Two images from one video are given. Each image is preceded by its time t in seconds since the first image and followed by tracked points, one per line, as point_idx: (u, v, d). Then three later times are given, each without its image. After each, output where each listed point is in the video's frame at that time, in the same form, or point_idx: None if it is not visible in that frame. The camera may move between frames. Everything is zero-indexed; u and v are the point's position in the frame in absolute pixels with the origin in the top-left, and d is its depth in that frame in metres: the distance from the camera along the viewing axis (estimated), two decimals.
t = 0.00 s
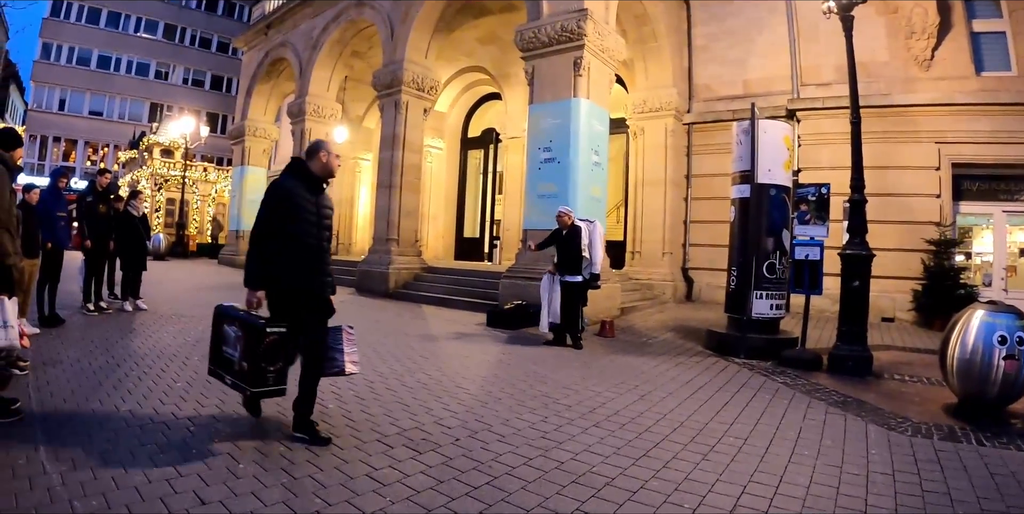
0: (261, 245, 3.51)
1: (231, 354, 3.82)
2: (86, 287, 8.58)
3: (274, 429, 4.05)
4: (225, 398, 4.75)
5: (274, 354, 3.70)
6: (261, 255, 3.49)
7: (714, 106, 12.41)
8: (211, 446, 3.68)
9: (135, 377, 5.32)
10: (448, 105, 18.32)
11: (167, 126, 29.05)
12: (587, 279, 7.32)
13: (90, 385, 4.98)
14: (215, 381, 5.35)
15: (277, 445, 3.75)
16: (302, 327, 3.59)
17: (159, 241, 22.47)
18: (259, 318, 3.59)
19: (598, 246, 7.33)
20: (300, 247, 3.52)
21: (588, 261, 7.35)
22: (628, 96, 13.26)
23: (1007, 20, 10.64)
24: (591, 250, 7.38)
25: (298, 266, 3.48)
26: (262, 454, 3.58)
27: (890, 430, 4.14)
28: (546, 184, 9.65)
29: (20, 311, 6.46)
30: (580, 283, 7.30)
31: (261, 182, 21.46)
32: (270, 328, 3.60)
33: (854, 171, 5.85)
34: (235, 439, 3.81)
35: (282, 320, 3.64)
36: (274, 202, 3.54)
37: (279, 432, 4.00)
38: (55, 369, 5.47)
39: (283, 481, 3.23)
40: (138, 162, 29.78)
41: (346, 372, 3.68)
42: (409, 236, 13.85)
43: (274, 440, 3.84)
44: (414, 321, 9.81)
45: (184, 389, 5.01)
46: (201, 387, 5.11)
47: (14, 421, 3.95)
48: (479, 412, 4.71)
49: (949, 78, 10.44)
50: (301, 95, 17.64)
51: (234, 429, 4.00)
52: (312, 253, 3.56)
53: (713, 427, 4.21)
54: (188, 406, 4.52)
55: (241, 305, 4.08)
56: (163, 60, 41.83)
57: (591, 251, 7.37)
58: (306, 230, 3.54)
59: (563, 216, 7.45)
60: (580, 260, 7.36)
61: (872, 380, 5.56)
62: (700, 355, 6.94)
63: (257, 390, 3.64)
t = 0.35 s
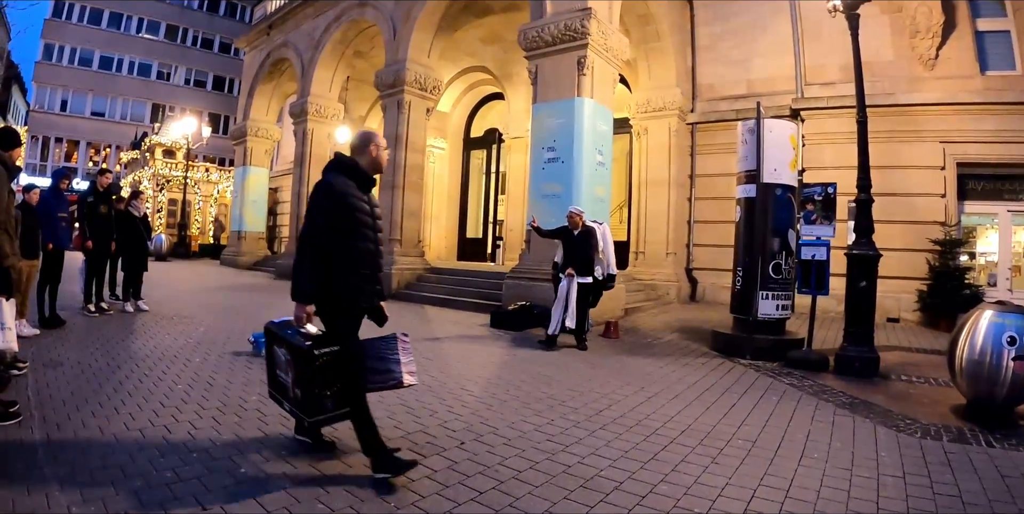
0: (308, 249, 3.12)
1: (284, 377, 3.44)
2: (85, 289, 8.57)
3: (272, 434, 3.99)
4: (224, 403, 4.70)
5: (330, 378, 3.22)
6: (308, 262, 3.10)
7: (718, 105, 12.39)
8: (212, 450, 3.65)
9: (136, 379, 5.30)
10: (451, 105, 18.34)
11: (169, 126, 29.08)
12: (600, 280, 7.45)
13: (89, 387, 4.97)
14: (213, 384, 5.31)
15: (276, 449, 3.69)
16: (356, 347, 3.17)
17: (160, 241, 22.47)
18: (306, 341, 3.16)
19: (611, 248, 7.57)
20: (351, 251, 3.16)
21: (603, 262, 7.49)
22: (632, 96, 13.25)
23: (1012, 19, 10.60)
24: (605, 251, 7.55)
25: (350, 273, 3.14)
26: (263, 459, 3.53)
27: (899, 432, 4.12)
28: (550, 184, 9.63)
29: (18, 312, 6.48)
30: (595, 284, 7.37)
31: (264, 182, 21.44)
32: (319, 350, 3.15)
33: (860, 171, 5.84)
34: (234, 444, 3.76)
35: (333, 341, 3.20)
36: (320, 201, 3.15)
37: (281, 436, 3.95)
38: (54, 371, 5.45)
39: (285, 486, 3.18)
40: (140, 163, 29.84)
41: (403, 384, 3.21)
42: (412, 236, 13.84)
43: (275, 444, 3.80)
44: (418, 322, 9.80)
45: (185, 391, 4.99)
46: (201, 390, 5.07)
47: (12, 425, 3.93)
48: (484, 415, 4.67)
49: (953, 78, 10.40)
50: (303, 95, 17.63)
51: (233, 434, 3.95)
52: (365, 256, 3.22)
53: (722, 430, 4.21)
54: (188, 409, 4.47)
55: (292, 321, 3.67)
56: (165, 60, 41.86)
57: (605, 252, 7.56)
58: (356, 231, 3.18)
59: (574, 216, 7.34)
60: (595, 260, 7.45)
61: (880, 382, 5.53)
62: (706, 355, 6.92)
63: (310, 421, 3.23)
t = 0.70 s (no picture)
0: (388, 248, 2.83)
1: (355, 404, 2.91)
2: (92, 290, 8.68)
3: (279, 443, 3.96)
4: (230, 410, 4.68)
5: (425, 398, 2.83)
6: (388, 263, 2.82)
7: (728, 106, 12.37)
8: (215, 458, 3.62)
9: (142, 384, 5.32)
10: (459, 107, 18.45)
11: (178, 129, 29.30)
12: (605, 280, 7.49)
13: (96, 391, 5.01)
14: (221, 389, 5.32)
15: (281, 459, 3.66)
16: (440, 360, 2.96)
17: (168, 244, 22.64)
18: (403, 358, 2.72)
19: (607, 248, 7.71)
20: (430, 253, 2.90)
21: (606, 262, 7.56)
22: (641, 97, 13.25)
23: None
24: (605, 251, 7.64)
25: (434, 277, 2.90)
26: (269, 468, 3.50)
27: (916, 438, 4.12)
28: (560, 186, 9.63)
29: (23, 314, 6.59)
30: (603, 284, 7.43)
31: (271, 184, 21.54)
32: (417, 367, 2.73)
33: (875, 173, 5.82)
34: (240, 453, 3.74)
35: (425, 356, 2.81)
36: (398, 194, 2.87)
37: (288, 445, 3.92)
38: (61, 375, 5.49)
39: (291, 497, 3.12)
40: (148, 165, 30.07)
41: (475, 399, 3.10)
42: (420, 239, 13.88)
43: (282, 453, 3.76)
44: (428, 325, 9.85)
45: (190, 397, 4.99)
46: (209, 396, 5.06)
47: (13, 430, 3.95)
48: (496, 421, 4.64)
49: (965, 78, 10.34)
50: (311, 97, 17.70)
51: (240, 443, 3.92)
52: (442, 260, 2.94)
53: (737, 436, 4.22)
54: (194, 417, 4.45)
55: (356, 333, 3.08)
56: (173, 63, 42.14)
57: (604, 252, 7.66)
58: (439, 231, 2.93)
59: (580, 220, 7.33)
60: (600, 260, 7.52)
61: (895, 386, 5.52)
62: (718, 359, 6.92)
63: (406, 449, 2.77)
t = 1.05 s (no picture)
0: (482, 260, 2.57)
1: (458, 444, 2.62)
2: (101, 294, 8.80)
3: (288, 449, 3.87)
4: (239, 414, 4.60)
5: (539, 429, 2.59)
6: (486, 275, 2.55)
7: (738, 108, 12.38)
8: (225, 465, 3.54)
9: (151, 388, 5.30)
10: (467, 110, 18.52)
11: (187, 133, 29.57)
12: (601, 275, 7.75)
13: (106, 394, 5.02)
14: (230, 392, 5.27)
15: (291, 467, 3.56)
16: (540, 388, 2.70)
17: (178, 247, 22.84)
18: (524, 387, 2.46)
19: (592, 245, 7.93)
20: (538, 273, 2.54)
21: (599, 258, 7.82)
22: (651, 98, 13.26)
23: None
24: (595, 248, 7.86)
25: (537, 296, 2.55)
26: (279, 475, 3.43)
27: (933, 443, 4.13)
28: (570, 189, 9.65)
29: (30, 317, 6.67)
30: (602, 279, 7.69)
31: (281, 188, 21.70)
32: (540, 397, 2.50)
33: (890, 174, 5.82)
34: (249, 459, 3.66)
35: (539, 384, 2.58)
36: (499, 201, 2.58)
37: (298, 451, 3.83)
38: (69, 380, 5.50)
39: (300, 505, 3.04)
40: (158, 168, 30.36)
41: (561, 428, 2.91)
42: (430, 242, 13.95)
43: (292, 460, 3.68)
44: (440, 328, 9.91)
45: (199, 402, 4.93)
46: (218, 400, 5.00)
47: (19, 436, 3.95)
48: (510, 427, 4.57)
49: (977, 77, 10.29)
50: (320, 101, 17.82)
51: (247, 449, 3.83)
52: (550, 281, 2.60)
53: (753, 442, 4.24)
54: (201, 421, 4.38)
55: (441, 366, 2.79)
56: (182, 67, 42.49)
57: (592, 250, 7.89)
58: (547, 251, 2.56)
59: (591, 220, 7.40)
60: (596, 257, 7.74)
61: (911, 390, 5.52)
62: (732, 363, 6.93)
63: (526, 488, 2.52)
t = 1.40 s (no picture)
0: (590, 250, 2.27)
1: (575, 467, 2.05)
2: (110, 293, 8.93)
3: (301, 451, 3.89)
4: (250, 417, 4.63)
5: (666, 456, 2.03)
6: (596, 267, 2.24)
7: (748, 109, 12.37)
8: (236, 468, 3.56)
9: (161, 390, 5.36)
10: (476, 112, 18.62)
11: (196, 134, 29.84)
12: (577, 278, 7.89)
13: (117, 396, 5.08)
14: (241, 394, 5.30)
15: (303, 469, 3.58)
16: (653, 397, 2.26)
17: (187, 247, 23.02)
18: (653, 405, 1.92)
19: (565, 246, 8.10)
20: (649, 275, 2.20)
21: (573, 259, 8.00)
22: (661, 100, 13.27)
23: None
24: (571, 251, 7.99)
25: (662, 287, 2.21)
26: (292, 478, 3.45)
27: (947, 447, 4.16)
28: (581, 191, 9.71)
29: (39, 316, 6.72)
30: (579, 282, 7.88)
31: (289, 189, 21.85)
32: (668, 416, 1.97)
33: (903, 177, 5.83)
34: (261, 462, 3.68)
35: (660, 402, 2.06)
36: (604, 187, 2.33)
37: (310, 453, 3.85)
38: (78, 380, 5.56)
39: (314, 509, 3.07)
40: (166, 169, 30.62)
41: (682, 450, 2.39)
42: (439, 243, 14.03)
43: (305, 462, 3.71)
44: (450, 330, 9.98)
45: (210, 403, 4.97)
46: (229, 402, 5.03)
47: (29, 436, 4.01)
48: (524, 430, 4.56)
49: (987, 78, 10.26)
50: (329, 101, 17.95)
51: (258, 452, 3.85)
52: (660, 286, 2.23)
53: (767, 445, 4.28)
54: (212, 424, 4.41)
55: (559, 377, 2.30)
56: (191, 68, 42.83)
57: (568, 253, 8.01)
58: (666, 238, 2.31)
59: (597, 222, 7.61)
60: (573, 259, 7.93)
61: (923, 393, 5.53)
62: (744, 365, 6.95)
63: None
